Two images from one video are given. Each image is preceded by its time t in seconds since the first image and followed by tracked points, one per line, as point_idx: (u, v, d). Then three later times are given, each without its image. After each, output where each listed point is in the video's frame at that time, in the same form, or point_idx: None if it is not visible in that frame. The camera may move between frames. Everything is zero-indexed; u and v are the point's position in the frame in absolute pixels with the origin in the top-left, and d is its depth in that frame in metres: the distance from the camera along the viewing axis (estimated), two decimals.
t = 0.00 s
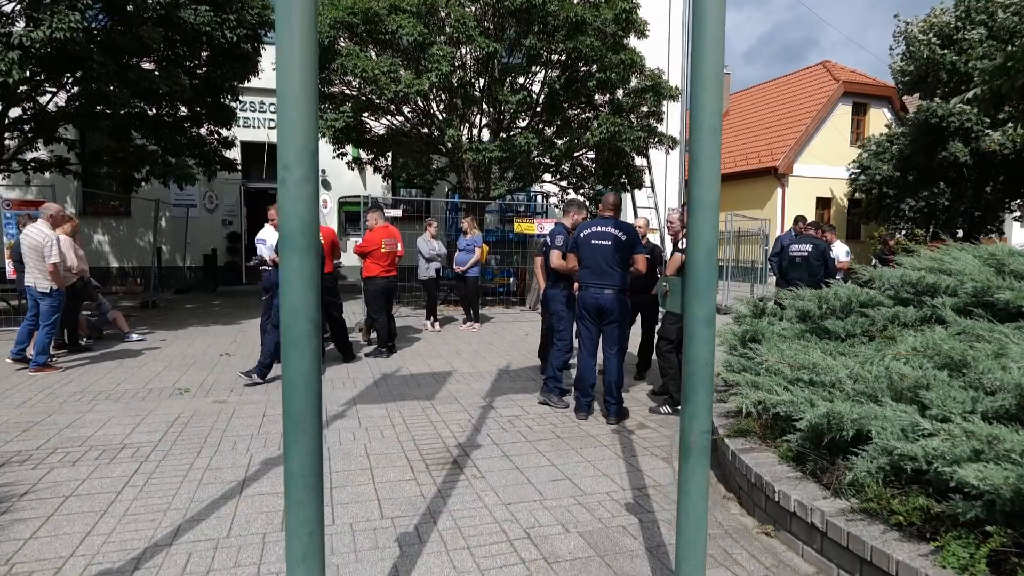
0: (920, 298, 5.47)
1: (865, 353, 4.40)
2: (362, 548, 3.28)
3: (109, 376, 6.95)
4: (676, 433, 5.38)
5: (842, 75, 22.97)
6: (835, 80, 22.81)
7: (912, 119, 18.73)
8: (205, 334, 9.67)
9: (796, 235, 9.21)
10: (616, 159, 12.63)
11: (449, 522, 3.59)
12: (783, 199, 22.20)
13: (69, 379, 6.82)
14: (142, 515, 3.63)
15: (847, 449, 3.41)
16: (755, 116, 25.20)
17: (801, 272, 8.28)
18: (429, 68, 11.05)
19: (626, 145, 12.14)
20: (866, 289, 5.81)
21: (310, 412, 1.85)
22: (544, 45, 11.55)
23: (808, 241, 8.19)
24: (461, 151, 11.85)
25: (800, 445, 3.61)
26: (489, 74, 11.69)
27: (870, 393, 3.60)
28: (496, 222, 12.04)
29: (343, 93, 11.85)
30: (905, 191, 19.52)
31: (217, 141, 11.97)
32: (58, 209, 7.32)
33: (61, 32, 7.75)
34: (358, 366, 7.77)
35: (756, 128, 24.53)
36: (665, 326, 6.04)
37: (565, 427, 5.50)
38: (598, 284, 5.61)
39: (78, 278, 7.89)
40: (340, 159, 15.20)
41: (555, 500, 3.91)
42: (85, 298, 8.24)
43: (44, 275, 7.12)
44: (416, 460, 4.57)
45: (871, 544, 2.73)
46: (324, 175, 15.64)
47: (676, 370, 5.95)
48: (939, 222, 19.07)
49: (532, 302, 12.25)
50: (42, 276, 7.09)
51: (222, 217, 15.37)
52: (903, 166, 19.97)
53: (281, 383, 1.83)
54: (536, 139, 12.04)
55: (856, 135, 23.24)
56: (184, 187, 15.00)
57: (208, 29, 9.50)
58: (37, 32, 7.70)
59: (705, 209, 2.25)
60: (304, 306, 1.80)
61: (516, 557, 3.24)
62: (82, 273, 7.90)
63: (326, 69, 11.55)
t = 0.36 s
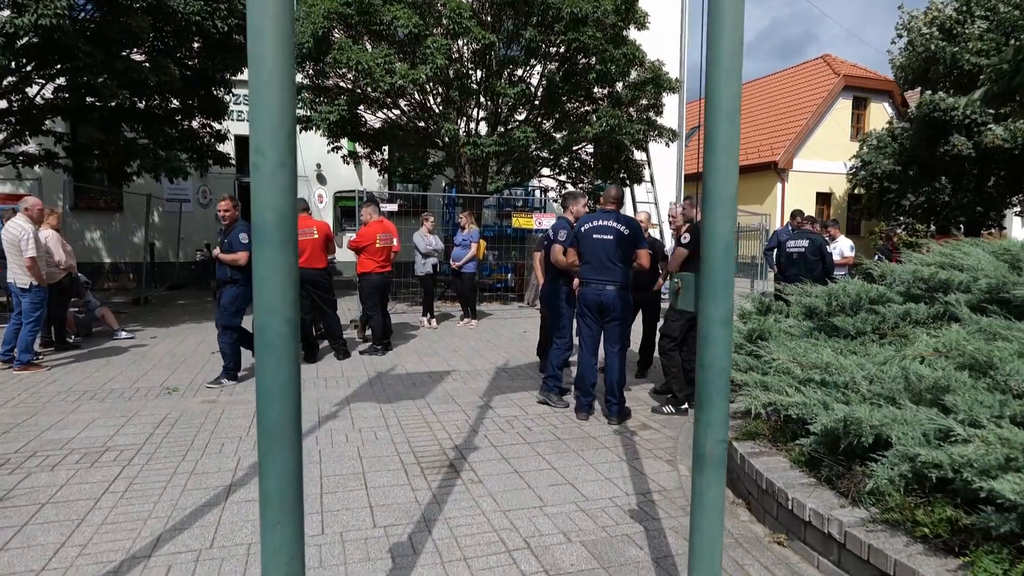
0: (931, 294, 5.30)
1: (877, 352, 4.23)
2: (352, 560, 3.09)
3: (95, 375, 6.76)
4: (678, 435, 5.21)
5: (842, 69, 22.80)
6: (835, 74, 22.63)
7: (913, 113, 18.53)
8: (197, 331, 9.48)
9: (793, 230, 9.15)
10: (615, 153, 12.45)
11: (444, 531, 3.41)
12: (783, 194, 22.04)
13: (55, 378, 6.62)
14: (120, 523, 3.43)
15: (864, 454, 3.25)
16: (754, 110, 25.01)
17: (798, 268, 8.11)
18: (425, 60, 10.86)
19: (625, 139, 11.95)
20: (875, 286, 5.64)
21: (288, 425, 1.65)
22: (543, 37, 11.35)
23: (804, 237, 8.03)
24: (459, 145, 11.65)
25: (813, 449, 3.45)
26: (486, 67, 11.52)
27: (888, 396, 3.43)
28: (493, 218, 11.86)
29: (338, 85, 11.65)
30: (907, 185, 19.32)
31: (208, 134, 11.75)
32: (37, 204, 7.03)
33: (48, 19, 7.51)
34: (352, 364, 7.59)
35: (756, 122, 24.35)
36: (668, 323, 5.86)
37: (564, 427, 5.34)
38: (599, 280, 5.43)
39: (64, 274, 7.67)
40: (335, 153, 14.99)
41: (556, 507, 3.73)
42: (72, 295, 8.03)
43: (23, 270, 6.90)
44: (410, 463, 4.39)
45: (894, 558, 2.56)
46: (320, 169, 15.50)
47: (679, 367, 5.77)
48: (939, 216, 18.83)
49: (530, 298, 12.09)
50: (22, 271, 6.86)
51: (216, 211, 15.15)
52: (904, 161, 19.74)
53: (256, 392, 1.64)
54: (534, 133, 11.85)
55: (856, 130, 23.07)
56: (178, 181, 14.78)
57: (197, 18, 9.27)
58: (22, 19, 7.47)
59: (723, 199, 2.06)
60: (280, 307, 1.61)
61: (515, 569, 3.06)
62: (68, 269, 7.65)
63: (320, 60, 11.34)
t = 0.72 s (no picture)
0: (944, 294, 5.09)
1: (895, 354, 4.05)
2: None
3: (83, 376, 6.56)
4: (684, 438, 5.03)
5: (843, 63, 22.62)
6: (836, 68, 22.45)
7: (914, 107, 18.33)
8: (189, 329, 9.27)
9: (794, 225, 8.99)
10: (616, 147, 12.25)
11: (443, 545, 3.23)
12: (783, 190, 21.87)
13: (41, 379, 6.42)
14: (101, 538, 3.24)
15: (887, 465, 3.08)
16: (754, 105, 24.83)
17: (796, 264, 7.92)
18: (422, 52, 10.65)
19: (625, 133, 11.75)
20: (888, 284, 5.45)
21: (266, 448, 1.46)
22: (542, 28, 11.14)
23: (801, 231, 7.83)
24: (456, 139, 11.44)
25: (832, 458, 3.28)
26: (484, 59, 11.30)
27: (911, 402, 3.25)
28: (491, 213, 11.68)
29: (334, 78, 11.44)
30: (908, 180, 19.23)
31: (200, 128, 11.52)
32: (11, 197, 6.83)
33: (33, 9, 7.29)
34: (348, 364, 7.40)
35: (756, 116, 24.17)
36: (673, 323, 5.67)
37: (566, 430, 5.16)
38: (603, 278, 5.24)
39: (52, 271, 7.44)
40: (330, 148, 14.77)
41: (560, 517, 3.55)
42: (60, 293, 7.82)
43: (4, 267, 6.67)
44: (407, 470, 4.20)
45: None
46: (315, 164, 15.28)
47: (685, 368, 5.60)
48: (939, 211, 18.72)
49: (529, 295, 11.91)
50: (2, 268, 6.63)
51: (210, 207, 14.93)
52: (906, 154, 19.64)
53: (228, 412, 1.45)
54: (533, 127, 11.65)
55: (856, 124, 22.90)
56: (171, 176, 14.56)
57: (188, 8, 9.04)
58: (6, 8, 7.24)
59: (749, 193, 1.87)
60: (256, 315, 1.42)
61: None
62: (55, 266, 7.41)
63: (315, 52, 11.12)
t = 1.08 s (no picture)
0: (957, 295, 4.88)
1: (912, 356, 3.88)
2: None
3: (68, 377, 6.36)
4: (689, 444, 4.85)
5: (842, 58, 22.46)
6: (834, 64, 22.30)
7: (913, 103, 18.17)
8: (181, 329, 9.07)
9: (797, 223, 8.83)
10: (615, 143, 12.07)
11: (441, 562, 3.05)
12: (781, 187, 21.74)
13: (24, 381, 6.22)
14: (78, 555, 3.05)
15: (911, 476, 2.94)
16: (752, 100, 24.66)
17: (798, 261, 7.75)
18: (418, 45, 10.45)
19: (625, 128, 11.56)
20: (899, 283, 5.27)
21: (242, 476, 1.29)
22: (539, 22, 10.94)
23: (804, 228, 7.68)
24: (453, 135, 11.25)
25: (851, 468, 3.13)
26: (480, 53, 11.10)
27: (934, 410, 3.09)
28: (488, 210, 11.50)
29: (328, 71, 11.24)
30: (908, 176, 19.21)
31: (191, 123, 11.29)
32: None
33: None
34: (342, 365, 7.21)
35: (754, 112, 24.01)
36: (677, 323, 5.50)
37: (568, 435, 4.99)
38: (605, 277, 5.06)
39: (36, 269, 7.24)
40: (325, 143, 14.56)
41: (564, 529, 3.39)
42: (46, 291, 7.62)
43: None
44: (404, 479, 4.03)
45: None
46: (310, 160, 15.08)
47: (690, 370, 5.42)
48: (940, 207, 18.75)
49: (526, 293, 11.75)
50: None
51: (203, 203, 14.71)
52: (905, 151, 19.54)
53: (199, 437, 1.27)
54: (531, 122, 11.45)
55: (855, 121, 22.77)
56: (163, 171, 14.33)
57: None
58: None
59: (779, 188, 1.70)
60: (230, 327, 1.24)
61: None
62: (39, 264, 7.20)
63: (309, 45, 10.90)
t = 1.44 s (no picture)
0: (963, 294, 4.76)
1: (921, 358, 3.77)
2: None
3: (49, 380, 6.18)
4: (689, 448, 4.73)
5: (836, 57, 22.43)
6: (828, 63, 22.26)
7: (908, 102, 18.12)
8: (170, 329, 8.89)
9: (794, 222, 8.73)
10: (610, 141, 11.95)
11: None
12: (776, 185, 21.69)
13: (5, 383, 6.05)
14: (52, 571, 2.90)
15: (926, 485, 2.84)
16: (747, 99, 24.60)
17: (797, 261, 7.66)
18: (411, 41, 10.30)
19: (620, 127, 11.44)
20: (903, 283, 5.15)
21: (216, 504, 1.15)
22: (534, 18, 10.80)
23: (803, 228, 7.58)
24: (447, 132, 11.10)
25: (862, 476, 3.02)
26: (474, 50, 10.96)
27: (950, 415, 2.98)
28: (482, 209, 11.37)
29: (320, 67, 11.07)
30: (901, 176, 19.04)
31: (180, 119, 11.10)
32: None
33: None
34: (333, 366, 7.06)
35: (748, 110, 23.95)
36: (677, 324, 5.37)
37: (565, 439, 4.85)
38: (604, 277, 4.94)
39: (17, 269, 7.05)
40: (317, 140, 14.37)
41: (563, 540, 3.26)
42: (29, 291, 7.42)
43: None
44: (397, 486, 3.88)
45: None
46: (302, 158, 14.89)
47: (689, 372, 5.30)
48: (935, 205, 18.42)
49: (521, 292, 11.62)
50: None
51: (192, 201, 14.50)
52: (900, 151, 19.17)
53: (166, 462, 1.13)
54: (525, 119, 11.32)
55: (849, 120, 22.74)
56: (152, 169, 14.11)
57: None
58: None
59: (804, 185, 1.57)
60: (199, 339, 1.11)
61: None
62: (21, 263, 7.01)
63: (300, 41, 10.73)
